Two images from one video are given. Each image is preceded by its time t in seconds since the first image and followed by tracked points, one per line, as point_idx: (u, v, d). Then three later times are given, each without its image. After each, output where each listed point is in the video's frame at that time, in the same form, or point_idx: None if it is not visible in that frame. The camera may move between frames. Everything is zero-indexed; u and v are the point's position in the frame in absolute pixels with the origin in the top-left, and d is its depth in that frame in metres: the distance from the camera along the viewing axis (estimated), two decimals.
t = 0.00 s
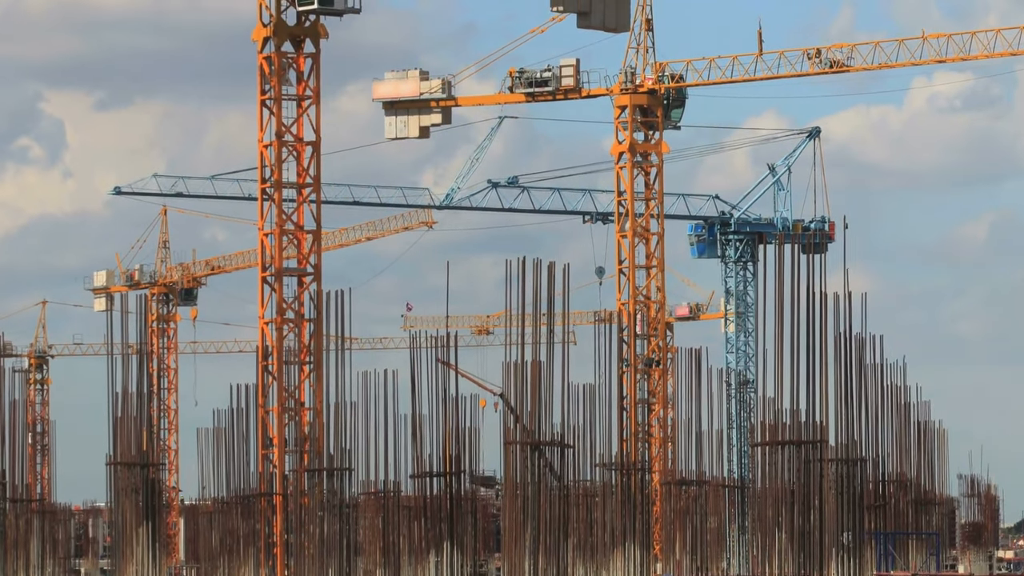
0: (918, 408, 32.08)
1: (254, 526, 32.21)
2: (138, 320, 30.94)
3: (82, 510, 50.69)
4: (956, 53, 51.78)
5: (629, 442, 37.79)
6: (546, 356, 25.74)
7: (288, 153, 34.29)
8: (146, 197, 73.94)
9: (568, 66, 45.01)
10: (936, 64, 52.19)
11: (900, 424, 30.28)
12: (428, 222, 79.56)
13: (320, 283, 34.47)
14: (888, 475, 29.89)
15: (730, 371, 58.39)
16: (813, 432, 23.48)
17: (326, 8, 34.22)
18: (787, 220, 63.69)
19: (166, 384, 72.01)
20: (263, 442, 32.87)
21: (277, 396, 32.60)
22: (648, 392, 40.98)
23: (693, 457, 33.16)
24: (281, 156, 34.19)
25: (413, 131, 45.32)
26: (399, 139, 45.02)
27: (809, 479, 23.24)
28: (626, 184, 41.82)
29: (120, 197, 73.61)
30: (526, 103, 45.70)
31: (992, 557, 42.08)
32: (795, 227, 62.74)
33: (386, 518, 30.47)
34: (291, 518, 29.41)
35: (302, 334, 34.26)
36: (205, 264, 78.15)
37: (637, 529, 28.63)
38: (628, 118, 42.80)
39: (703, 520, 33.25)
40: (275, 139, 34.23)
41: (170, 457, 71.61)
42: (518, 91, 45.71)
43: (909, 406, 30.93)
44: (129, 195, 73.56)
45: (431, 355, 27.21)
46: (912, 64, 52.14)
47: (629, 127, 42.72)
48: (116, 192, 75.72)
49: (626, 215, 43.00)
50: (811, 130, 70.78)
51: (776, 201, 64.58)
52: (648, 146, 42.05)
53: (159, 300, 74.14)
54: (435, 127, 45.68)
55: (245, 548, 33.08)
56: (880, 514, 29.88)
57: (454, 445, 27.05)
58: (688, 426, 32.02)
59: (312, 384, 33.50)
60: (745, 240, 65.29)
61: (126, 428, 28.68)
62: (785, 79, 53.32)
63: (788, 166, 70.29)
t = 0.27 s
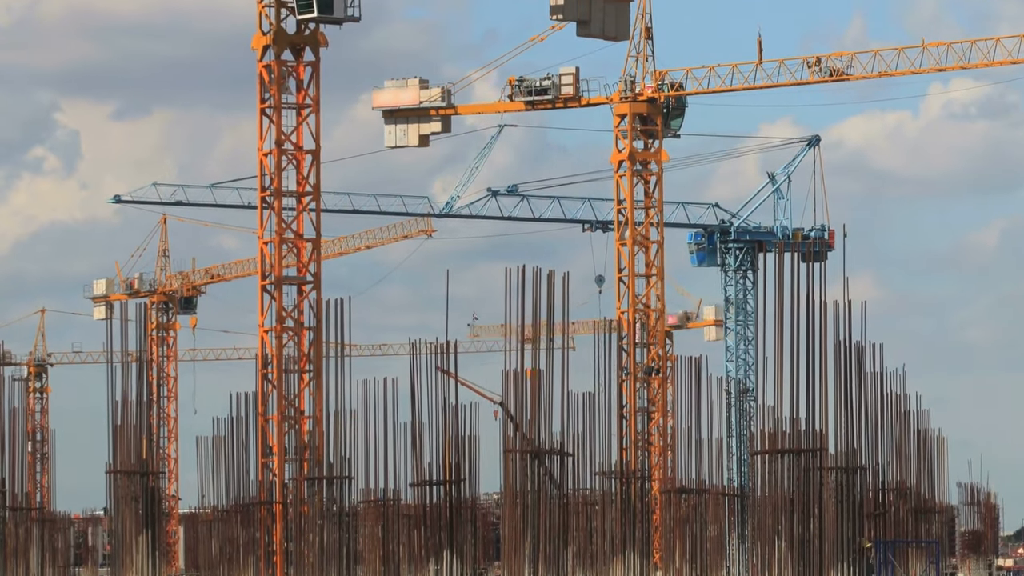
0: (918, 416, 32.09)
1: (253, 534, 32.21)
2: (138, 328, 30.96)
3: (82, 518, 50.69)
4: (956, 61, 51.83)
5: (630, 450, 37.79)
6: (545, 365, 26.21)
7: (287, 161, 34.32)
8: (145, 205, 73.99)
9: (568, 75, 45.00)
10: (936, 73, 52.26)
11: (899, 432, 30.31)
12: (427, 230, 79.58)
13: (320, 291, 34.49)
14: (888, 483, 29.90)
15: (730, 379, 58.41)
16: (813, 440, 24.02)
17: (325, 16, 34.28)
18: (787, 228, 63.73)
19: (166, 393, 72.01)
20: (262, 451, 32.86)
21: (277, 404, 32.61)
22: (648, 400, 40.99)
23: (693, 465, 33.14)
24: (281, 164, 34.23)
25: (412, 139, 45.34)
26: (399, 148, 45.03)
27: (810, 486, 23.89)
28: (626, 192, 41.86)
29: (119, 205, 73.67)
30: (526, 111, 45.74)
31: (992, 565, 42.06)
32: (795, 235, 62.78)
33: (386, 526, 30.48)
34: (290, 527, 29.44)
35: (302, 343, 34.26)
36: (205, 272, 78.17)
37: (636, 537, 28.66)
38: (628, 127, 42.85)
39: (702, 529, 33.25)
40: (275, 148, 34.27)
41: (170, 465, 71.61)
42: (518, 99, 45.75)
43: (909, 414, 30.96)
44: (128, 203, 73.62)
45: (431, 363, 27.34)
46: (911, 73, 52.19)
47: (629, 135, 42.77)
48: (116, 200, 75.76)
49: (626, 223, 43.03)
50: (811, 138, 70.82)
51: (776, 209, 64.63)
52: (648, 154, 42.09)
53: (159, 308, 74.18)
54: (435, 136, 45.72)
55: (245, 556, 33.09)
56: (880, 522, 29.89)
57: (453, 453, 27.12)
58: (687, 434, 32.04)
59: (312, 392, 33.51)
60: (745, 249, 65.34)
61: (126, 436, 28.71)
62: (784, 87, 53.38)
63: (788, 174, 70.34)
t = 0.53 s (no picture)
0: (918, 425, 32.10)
1: (253, 544, 32.21)
2: (138, 337, 30.99)
3: (82, 528, 50.67)
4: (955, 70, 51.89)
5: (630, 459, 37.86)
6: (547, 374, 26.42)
7: (288, 170, 34.36)
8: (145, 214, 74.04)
9: (568, 84, 45.05)
10: (936, 82, 52.32)
11: (900, 441, 30.39)
12: (427, 239, 79.63)
13: (320, 300, 34.51)
14: (888, 492, 29.89)
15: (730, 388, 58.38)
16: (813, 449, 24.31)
17: (325, 25, 34.33)
18: (788, 238, 63.77)
19: (166, 402, 72.02)
20: (262, 460, 32.87)
21: (277, 413, 32.64)
22: (648, 409, 41.03)
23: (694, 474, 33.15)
24: (281, 173, 34.27)
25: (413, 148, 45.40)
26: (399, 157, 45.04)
27: (809, 495, 24.18)
28: (626, 201, 41.91)
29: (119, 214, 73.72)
30: (526, 120, 45.78)
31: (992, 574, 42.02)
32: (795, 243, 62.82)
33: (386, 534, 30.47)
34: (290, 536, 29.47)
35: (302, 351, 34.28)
36: (205, 281, 78.20)
37: (636, 546, 28.68)
38: (628, 136, 42.91)
39: (703, 538, 33.24)
40: (275, 157, 34.31)
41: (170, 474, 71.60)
42: (518, 108, 45.80)
43: (909, 423, 30.98)
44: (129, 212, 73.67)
45: (432, 373, 27.39)
46: (911, 81, 52.30)
47: (629, 144, 42.82)
48: (116, 209, 75.78)
49: (626, 232, 43.07)
50: (811, 147, 70.91)
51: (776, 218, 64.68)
52: (648, 163, 42.14)
53: (159, 317, 74.21)
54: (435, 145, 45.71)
55: (245, 565, 33.10)
56: (880, 531, 29.88)
57: (453, 462, 27.16)
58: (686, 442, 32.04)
59: (312, 401, 33.52)
60: (745, 258, 65.39)
61: (126, 445, 28.74)
62: (785, 96, 53.46)
63: (788, 183, 70.42)
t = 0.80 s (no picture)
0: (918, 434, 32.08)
1: (253, 553, 32.24)
2: (139, 346, 31.05)
3: (83, 537, 50.61)
4: (955, 79, 51.93)
5: (630, 468, 37.92)
6: (546, 384, 26.46)
7: (288, 179, 34.42)
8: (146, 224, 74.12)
9: (569, 92, 45.12)
10: (937, 91, 52.36)
11: (901, 450, 30.43)
12: (428, 248, 79.66)
13: (321, 309, 34.55)
14: (888, 501, 29.89)
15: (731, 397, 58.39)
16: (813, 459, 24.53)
17: (326, 35, 34.38)
18: (788, 246, 63.80)
19: (167, 411, 72.01)
20: (263, 469, 32.89)
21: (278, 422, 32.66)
22: (648, 418, 41.07)
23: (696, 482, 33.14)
24: (281, 182, 34.32)
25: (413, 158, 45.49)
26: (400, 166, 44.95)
27: (809, 507, 24.42)
28: (627, 210, 41.96)
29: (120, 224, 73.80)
30: (526, 128, 45.84)
31: None
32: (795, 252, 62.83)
33: (387, 543, 30.48)
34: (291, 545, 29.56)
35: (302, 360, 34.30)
36: (205, 290, 78.22)
37: (637, 555, 28.66)
38: (628, 145, 42.97)
39: (703, 547, 33.24)
40: (276, 166, 34.37)
41: (171, 484, 71.55)
42: (519, 117, 45.84)
43: (909, 432, 30.98)
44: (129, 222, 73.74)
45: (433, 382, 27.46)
46: (912, 90, 52.35)
47: (629, 153, 42.87)
48: (116, 218, 75.85)
49: (627, 241, 43.10)
50: (811, 156, 70.98)
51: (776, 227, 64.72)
52: (648, 172, 42.18)
53: (159, 326, 74.26)
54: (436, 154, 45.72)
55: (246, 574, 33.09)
56: (880, 539, 29.88)
57: (454, 470, 27.21)
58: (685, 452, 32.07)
59: (313, 410, 33.55)
60: (746, 266, 65.41)
61: (127, 454, 28.78)
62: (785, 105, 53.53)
63: (788, 192, 70.48)
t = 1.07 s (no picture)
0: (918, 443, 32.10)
1: (253, 562, 32.24)
2: (139, 355, 31.07)
3: (83, 546, 50.58)
4: (955, 88, 52.01)
5: (630, 478, 37.94)
6: (546, 393, 26.48)
7: (288, 189, 34.45)
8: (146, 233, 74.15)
9: (568, 102, 45.18)
10: (937, 100, 52.42)
11: (901, 459, 30.48)
12: (427, 257, 79.68)
13: (321, 318, 34.57)
14: (888, 510, 29.94)
15: (731, 406, 58.38)
16: (813, 468, 24.66)
17: (326, 44, 34.44)
18: (788, 255, 63.84)
19: (166, 420, 72.00)
20: (263, 478, 32.90)
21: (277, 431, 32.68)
22: (648, 428, 41.09)
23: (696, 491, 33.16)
24: (281, 191, 34.35)
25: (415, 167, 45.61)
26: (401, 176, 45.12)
27: (809, 517, 24.47)
28: (627, 219, 42.01)
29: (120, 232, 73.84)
30: (526, 137, 45.89)
31: None
32: (795, 261, 62.87)
33: (387, 553, 30.47)
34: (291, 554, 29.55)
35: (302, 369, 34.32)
36: (206, 299, 78.24)
37: (637, 564, 28.68)
38: (628, 154, 43.03)
39: (704, 556, 33.24)
40: (276, 175, 34.40)
41: (170, 493, 71.52)
42: (518, 126, 45.88)
43: (909, 440, 31.01)
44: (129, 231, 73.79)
45: (433, 392, 27.49)
46: (912, 100, 52.40)
47: (629, 162, 42.91)
48: (116, 227, 75.87)
49: (627, 250, 43.15)
50: (811, 165, 71.03)
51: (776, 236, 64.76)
52: (648, 181, 42.22)
53: (159, 335, 74.28)
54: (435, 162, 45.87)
55: None
56: (881, 548, 29.92)
57: (454, 479, 27.22)
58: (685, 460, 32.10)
59: (312, 419, 33.57)
60: (746, 275, 65.44)
61: (127, 463, 28.79)
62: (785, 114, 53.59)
63: (788, 201, 70.53)
